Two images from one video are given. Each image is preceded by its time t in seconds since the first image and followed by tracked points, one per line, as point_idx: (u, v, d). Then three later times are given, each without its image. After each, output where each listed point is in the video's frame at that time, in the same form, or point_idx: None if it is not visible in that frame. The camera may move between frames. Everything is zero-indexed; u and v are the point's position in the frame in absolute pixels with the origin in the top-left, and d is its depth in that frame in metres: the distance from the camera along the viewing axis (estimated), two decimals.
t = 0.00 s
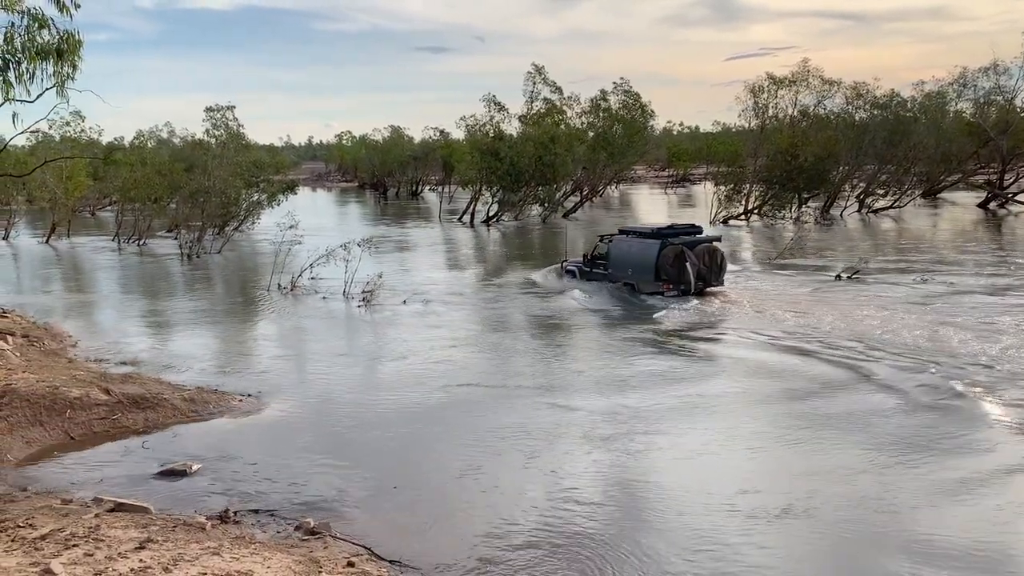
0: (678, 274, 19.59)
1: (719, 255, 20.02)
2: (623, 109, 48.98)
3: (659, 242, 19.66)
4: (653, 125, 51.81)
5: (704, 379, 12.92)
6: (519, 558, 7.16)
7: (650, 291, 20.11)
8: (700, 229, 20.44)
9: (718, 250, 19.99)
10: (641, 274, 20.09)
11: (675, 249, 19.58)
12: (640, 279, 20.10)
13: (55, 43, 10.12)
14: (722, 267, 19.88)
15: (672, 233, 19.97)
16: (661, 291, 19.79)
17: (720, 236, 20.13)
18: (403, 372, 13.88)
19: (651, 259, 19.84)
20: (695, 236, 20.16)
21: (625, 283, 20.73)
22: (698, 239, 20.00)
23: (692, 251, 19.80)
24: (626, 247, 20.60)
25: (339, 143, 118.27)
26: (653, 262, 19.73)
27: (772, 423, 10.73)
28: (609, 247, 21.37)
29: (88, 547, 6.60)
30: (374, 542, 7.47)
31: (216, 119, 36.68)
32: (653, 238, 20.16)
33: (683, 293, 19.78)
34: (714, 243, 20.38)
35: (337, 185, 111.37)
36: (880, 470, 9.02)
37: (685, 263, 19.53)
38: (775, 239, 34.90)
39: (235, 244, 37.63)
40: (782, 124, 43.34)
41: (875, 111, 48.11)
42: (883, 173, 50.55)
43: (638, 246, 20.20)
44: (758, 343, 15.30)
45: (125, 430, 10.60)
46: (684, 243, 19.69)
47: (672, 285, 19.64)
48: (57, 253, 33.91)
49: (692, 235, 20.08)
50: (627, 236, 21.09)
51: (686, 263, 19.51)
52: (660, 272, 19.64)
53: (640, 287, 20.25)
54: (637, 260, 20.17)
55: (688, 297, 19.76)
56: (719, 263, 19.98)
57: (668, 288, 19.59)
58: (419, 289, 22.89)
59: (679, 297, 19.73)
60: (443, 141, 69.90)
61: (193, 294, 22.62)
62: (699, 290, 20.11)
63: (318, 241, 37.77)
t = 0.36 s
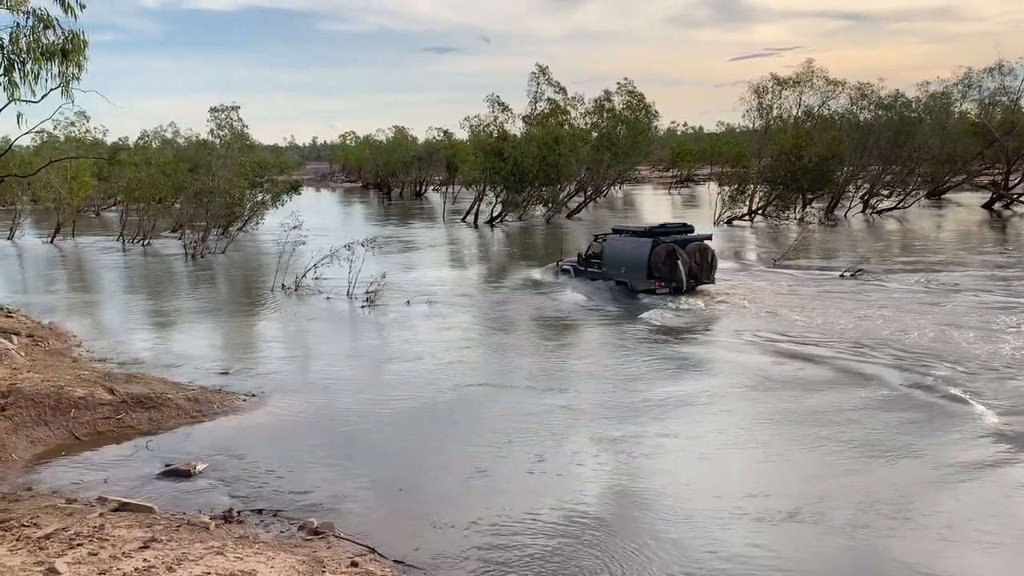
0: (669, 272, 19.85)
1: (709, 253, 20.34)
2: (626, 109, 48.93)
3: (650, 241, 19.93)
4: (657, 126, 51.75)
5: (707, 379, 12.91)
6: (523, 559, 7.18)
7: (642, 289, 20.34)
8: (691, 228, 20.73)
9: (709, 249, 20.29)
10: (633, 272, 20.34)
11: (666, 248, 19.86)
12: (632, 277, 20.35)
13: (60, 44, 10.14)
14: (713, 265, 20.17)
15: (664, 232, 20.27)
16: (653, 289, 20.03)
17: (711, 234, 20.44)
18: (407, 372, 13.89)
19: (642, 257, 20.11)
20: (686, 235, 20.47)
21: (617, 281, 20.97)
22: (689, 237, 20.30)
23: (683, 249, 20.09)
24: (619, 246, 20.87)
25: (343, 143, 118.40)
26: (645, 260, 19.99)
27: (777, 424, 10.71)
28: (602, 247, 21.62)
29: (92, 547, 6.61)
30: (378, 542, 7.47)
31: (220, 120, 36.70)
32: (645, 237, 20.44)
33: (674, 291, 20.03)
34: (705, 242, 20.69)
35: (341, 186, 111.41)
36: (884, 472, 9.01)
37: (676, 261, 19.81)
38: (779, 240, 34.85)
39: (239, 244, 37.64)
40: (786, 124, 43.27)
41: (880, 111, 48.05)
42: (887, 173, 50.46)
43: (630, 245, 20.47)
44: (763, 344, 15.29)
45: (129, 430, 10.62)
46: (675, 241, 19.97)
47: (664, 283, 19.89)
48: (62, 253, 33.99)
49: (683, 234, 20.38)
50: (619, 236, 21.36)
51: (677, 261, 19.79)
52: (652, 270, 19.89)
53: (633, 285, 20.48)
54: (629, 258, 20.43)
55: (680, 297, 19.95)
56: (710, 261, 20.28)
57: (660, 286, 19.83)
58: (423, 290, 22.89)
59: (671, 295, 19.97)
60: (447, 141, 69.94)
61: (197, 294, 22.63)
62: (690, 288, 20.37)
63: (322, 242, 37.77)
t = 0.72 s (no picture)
0: (661, 273, 20.01)
1: (702, 252, 20.47)
2: (631, 109, 48.91)
3: (642, 241, 20.11)
4: (662, 126, 51.71)
5: (711, 380, 12.90)
6: (527, 560, 7.16)
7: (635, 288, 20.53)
8: (684, 226, 20.86)
9: (701, 248, 20.42)
10: (626, 272, 20.54)
11: (658, 248, 20.01)
12: (625, 276, 20.53)
13: (66, 42, 10.16)
14: (705, 264, 20.30)
15: (656, 231, 20.43)
16: (646, 289, 20.22)
17: (704, 233, 20.54)
18: (410, 371, 13.91)
19: (634, 257, 20.29)
20: (679, 234, 20.60)
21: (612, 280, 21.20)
22: (682, 237, 20.44)
23: (675, 249, 20.23)
24: (612, 245, 21.06)
25: (348, 142, 118.44)
26: (637, 261, 20.17)
27: (782, 425, 10.71)
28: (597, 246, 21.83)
29: (97, 544, 6.63)
30: (382, 542, 7.47)
31: (226, 119, 36.75)
32: (637, 237, 20.61)
33: (667, 291, 20.25)
34: (698, 241, 20.82)
35: (347, 185, 111.61)
36: (887, 473, 9.00)
37: (668, 261, 19.98)
38: (784, 240, 34.81)
39: (245, 243, 37.72)
40: (792, 125, 43.23)
41: (886, 112, 47.93)
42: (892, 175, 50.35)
43: (622, 245, 20.64)
44: (768, 344, 15.26)
45: (135, 427, 10.65)
46: (666, 241, 20.12)
47: (655, 283, 20.07)
48: (67, 251, 34.06)
49: (676, 233, 20.52)
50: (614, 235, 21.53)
51: (668, 261, 19.95)
52: (644, 270, 20.06)
53: (626, 284, 20.68)
54: (623, 258, 20.62)
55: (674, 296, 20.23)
56: (703, 260, 20.42)
57: (652, 285, 20.01)
58: (428, 289, 22.90)
59: (664, 294, 20.18)
60: (452, 141, 69.95)
61: (202, 293, 22.68)
62: (683, 287, 20.57)
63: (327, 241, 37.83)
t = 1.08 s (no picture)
0: (657, 269, 20.49)
1: (694, 250, 21.07)
2: (638, 109, 48.86)
3: (638, 239, 20.44)
4: (669, 125, 51.64)
5: (717, 381, 12.88)
6: (532, 560, 7.16)
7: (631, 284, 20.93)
8: (677, 224, 21.31)
9: (695, 246, 21.01)
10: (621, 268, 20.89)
11: (654, 245, 20.43)
12: (621, 272, 20.85)
13: (74, 41, 10.19)
14: (699, 261, 20.96)
15: (651, 229, 20.85)
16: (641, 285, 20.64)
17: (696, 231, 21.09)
18: (416, 371, 13.93)
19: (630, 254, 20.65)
20: (672, 231, 21.06)
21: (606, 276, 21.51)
22: (676, 235, 20.92)
23: (670, 246, 20.71)
24: (606, 242, 21.32)
25: (355, 141, 118.42)
26: (633, 257, 20.51)
27: (788, 426, 10.69)
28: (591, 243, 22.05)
29: (104, 541, 6.65)
30: (387, 541, 7.48)
31: (233, 117, 36.79)
32: (632, 234, 20.95)
33: (662, 287, 20.73)
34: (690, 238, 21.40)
35: (353, 184, 111.60)
36: (892, 475, 8.98)
37: (664, 258, 20.46)
38: (790, 240, 34.78)
39: (251, 241, 37.77)
40: (799, 124, 43.15)
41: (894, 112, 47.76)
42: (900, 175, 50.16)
43: (617, 241, 20.92)
44: (776, 345, 15.22)
45: (142, 425, 10.69)
46: (662, 239, 20.57)
47: (651, 279, 20.52)
48: (75, 249, 34.13)
49: (670, 231, 20.98)
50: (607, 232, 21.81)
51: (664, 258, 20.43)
52: (641, 267, 20.45)
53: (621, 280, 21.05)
54: (617, 254, 20.88)
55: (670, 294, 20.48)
56: (695, 257, 21.03)
57: (648, 281, 20.45)
58: (434, 288, 22.91)
59: (660, 290, 20.65)
60: (458, 140, 69.91)
61: (208, 291, 22.71)
62: (676, 283, 21.11)
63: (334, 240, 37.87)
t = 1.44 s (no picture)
0: (655, 266, 20.30)
1: (693, 249, 20.92)
2: (647, 109, 48.82)
3: (636, 236, 20.35)
4: (678, 125, 51.56)
5: (726, 382, 12.86)
6: (540, 560, 7.17)
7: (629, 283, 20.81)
8: (676, 224, 21.23)
9: (693, 244, 20.86)
10: (620, 266, 20.77)
11: (651, 243, 20.29)
12: (619, 270, 20.76)
13: (86, 40, 10.23)
14: (696, 260, 20.78)
15: (650, 228, 20.76)
16: (639, 283, 20.46)
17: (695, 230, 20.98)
18: (424, 370, 13.93)
19: (628, 252, 20.53)
20: (671, 231, 20.96)
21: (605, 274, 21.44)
22: (674, 234, 20.80)
23: (668, 244, 20.57)
24: (606, 241, 21.28)
25: (363, 140, 118.40)
26: (631, 255, 20.40)
27: (796, 428, 10.67)
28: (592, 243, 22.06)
29: (113, 538, 6.67)
30: (395, 540, 7.50)
31: (243, 116, 36.88)
32: (630, 233, 20.87)
33: (659, 284, 20.53)
34: (689, 238, 21.25)
35: (361, 183, 111.80)
36: (901, 478, 8.96)
37: (661, 256, 20.29)
38: (799, 241, 34.77)
39: (260, 240, 37.85)
40: (808, 124, 43.07)
41: (904, 112, 47.64)
42: (909, 175, 49.99)
43: (616, 240, 20.87)
44: (784, 347, 15.18)
45: (151, 423, 10.71)
46: (659, 237, 20.45)
47: (649, 276, 20.32)
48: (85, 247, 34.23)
49: (669, 230, 20.88)
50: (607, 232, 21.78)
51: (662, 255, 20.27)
52: (638, 264, 20.31)
53: (620, 278, 20.93)
54: (617, 253, 20.84)
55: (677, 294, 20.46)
56: (694, 256, 20.87)
57: (645, 279, 20.26)
58: (442, 288, 22.92)
59: (660, 289, 20.52)
60: (466, 140, 69.91)
61: (217, 289, 22.75)
62: (675, 282, 20.99)
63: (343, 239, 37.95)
